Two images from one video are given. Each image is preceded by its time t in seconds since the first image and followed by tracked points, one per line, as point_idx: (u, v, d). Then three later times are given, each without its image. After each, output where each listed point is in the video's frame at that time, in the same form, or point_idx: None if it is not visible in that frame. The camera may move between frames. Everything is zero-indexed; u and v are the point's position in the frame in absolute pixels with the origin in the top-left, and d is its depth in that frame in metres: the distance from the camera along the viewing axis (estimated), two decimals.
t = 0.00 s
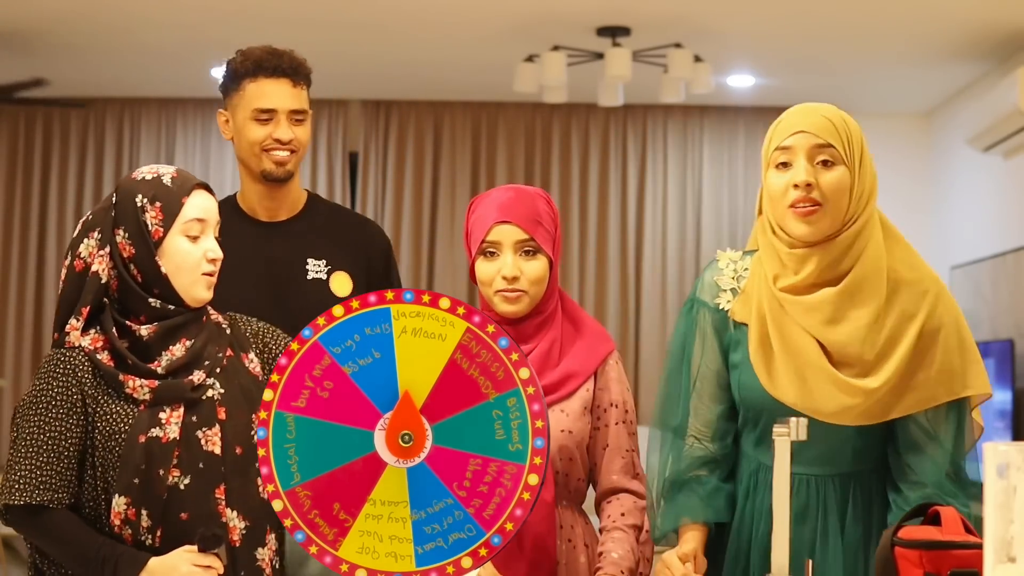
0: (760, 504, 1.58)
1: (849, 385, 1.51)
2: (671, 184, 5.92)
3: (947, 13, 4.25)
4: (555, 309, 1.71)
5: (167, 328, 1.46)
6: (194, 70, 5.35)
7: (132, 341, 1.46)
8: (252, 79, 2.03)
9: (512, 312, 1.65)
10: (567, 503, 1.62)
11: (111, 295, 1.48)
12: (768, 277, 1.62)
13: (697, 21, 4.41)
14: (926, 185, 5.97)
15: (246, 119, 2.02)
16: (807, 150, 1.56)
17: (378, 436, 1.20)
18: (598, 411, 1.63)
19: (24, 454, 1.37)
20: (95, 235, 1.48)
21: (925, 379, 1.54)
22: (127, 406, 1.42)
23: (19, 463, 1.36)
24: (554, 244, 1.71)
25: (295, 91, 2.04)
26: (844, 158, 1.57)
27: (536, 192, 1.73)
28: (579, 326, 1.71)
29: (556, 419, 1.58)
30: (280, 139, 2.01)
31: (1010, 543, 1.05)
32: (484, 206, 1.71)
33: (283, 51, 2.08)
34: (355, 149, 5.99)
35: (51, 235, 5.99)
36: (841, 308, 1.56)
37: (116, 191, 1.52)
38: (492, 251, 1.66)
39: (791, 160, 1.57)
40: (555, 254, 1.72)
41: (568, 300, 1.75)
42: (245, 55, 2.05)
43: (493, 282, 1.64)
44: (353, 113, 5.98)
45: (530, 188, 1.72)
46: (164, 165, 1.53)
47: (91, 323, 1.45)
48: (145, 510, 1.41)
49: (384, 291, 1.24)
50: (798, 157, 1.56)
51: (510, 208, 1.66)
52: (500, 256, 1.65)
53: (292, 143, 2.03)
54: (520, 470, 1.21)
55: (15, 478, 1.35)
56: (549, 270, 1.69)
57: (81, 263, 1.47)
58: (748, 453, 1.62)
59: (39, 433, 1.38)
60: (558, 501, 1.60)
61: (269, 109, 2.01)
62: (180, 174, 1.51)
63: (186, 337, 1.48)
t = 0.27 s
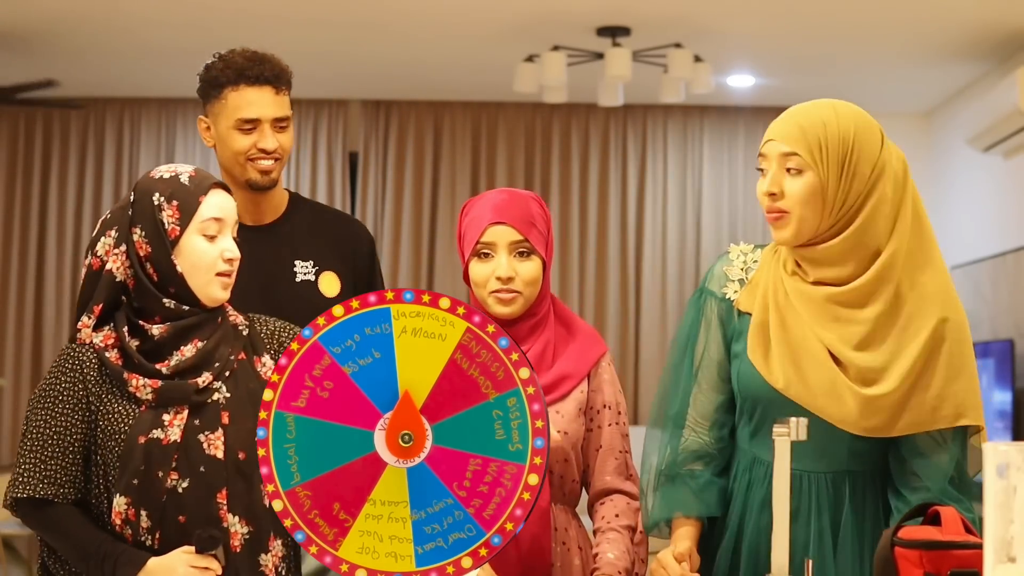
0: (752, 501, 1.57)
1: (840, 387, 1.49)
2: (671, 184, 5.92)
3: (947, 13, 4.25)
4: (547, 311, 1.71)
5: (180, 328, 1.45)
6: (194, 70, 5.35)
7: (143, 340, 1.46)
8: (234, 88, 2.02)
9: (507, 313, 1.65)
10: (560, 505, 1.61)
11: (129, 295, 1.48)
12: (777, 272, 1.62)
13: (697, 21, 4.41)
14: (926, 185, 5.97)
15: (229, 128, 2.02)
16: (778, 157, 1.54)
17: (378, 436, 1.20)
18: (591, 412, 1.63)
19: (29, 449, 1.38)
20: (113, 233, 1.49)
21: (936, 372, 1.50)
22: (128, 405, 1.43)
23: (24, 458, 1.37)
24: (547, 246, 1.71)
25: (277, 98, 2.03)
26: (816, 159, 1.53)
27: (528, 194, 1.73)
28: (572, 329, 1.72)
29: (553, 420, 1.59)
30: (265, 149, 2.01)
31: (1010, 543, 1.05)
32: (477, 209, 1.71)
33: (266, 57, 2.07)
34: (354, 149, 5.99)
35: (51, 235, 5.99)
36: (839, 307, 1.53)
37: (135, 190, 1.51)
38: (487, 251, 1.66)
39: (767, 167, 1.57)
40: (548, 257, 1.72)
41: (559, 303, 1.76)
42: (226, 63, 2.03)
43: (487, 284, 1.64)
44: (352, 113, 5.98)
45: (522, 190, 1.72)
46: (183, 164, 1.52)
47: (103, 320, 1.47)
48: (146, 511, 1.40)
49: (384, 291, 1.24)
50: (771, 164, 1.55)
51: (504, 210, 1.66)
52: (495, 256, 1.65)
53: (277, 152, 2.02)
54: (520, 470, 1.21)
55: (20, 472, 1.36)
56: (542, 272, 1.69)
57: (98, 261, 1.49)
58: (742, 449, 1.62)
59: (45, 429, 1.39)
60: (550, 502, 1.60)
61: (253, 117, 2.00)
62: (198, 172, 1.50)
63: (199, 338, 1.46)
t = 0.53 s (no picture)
0: (734, 500, 1.58)
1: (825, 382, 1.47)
2: (671, 183, 5.92)
3: (947, 13, 4.25)
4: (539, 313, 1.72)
5: (198, 333, 1.45)
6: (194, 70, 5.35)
7: (160, 343, 1.46)
8: (235, 86, 2.03)
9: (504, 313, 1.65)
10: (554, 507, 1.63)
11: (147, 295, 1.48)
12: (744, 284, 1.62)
13: (697, 21, 4.41)
14: (926, 186, 5.97)
15: (229, 127, 2.02)
16: (748, 179, 1.53)
17: (378, 436, 1.20)
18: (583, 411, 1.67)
19: (39, 445, 1.38)
20: (131, 231, 1.49)
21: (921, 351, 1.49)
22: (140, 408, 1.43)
23: (34, 454, 1.38)
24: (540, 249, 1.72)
25: (277, 97, 2.04)
26: (786, 175, 1.52)
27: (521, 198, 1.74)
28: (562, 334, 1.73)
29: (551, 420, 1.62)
30: (266, 147, 2.02)
31: (1010, 543, 1.05)
32: (470, 212, 1.71)
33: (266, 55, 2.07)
34: (354, 149, 5.99)
35: (51, 235, 5.99)
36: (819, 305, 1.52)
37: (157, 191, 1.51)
38: (483, 252, 1.66)
39: (739, 188, 1.55)
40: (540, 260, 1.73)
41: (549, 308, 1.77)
42: (226, 59, 2.03)
43: (484, 283, 1.64)
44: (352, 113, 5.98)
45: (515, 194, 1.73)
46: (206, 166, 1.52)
47: (119, 320, 1.47)
48: (151, 514, 1.40)
49: (384, 291, 1.24)
50: (743, 185, 1.54)
51: (499, 211, 1.67)
52: (491, 256, 1.66)
53: (277, 150, 2.04)
54: (521, 471, 1.21)
55: (28, 468, 1.37)
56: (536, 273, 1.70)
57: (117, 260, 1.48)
58: (723, 450, 1.62)
59: (56, 426, 1.39)
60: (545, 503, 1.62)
61: (253, 116, 2.01)
62: (221, 176, 1.49)
63: (214, 343, 1.46)
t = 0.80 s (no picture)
0: (728, 498, 1.58)
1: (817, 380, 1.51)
2: (671, 183, 5.92)
3: (946, 13, 4.25)
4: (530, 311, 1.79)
5: (199, 336, 1.45)
6: (194, 70, 5.35)
7: (160, 346, 1.46)
8: (247, 83, 2.08)
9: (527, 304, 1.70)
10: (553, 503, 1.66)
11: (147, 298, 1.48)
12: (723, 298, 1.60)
13: (697, 21, 4.41)
14: (926, 186, 5.97)
15: (242, 123, 2.08)
16: (758, 210, 1.53)
17: (378, 435, 1.20)
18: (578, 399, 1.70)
19: (39, 449, 1.38)
20: (131, 234, 1.48)
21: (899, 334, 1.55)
22: (142, 411, 1.42)
23: (34, 458, 1.38)
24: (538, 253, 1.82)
25: (290, 95, 2.10)
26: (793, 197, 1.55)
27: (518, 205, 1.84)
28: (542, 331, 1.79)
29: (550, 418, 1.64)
30: (278, 144, 2.07)
31: (1010, 543, 1.05)
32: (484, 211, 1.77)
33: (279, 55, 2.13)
34: (354, 149, 5.99)
35: (51, 235, 5.99)
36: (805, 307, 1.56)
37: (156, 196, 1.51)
38: (513, 245, 1.72)
39: (745, 216, 1.54)
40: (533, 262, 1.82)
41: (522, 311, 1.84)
42: (240, 57, 2.09)
43: (515, 274, 1.69)
44: (353, 113, 5.98)
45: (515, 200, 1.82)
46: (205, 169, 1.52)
47: (120, 323, 1.47)
48: (152, 516, 1.40)
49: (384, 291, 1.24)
50: (751, 216, 1.54)
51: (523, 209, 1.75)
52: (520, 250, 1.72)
53: (288, 147, 2.08)
54: (521, 471, 1.21)
55: (28, 472, 1.37)
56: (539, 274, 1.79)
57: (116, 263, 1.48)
58: (714, 449, 1.63)
59: (57, 430, 1.39)
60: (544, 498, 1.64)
61: (266, 113, 2.07)
62: (221, 180, 1.49)
63: (215, 346, 1.47)
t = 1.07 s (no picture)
0: (728, 499, 1.58)
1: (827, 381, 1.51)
2: (671, 182, 5.92)
3: (946, 14, 4.25)
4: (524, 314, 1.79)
5: (188, 335, 1.47)
6: (194, 70, 5.36)
7: (150, 347, 1.47)
8: (269, 82, 2.07)
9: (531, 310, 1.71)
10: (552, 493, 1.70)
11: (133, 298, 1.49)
12: (722, 298, 1.60)
13: (697, 21, 4.41)
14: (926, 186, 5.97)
15: (264, 122, 2.06)
16: (763, 211, 1.53)
17: (378, 436, 1.20)
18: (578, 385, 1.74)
19: (33, 455, 1.36)
20: (116, 235, 1.49)
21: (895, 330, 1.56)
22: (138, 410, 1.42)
23: (29, 463, 1.36)
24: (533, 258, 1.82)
25: (310, 95, 2.09)
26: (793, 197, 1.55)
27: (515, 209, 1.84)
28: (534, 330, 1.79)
29: (550, 417, 1.62)
30: (298, 143, 2.05)
31: (1010, 543, 1.05)
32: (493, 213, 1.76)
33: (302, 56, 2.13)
34: (354, 149, 5.98)
35: (51, 235, 5.99)
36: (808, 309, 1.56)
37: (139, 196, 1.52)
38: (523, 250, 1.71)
39: (749, 217, 1.55)
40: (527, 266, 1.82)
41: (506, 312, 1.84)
42: (264, 57, 2.09)
43: (526, 280, 1.69)
44: (353, 113, 5.98)
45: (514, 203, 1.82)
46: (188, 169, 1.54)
47: (108, 325, 1.46)
48: (151, 515, 1.40)
49: (384, 291, 1.24)
50: (756, 218, 1.54)
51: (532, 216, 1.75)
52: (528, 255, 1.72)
53: (309, 147, 2.07)
54: (520, 471, 1.21)
55: (23, 478, 1.35)
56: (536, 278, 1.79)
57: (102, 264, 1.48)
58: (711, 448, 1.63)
59: (49, 434, 1.37)
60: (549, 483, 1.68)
61: (288, 112, 2.05)
62: (205, 179, 1.52)
63: (206, 343, 1.48)
